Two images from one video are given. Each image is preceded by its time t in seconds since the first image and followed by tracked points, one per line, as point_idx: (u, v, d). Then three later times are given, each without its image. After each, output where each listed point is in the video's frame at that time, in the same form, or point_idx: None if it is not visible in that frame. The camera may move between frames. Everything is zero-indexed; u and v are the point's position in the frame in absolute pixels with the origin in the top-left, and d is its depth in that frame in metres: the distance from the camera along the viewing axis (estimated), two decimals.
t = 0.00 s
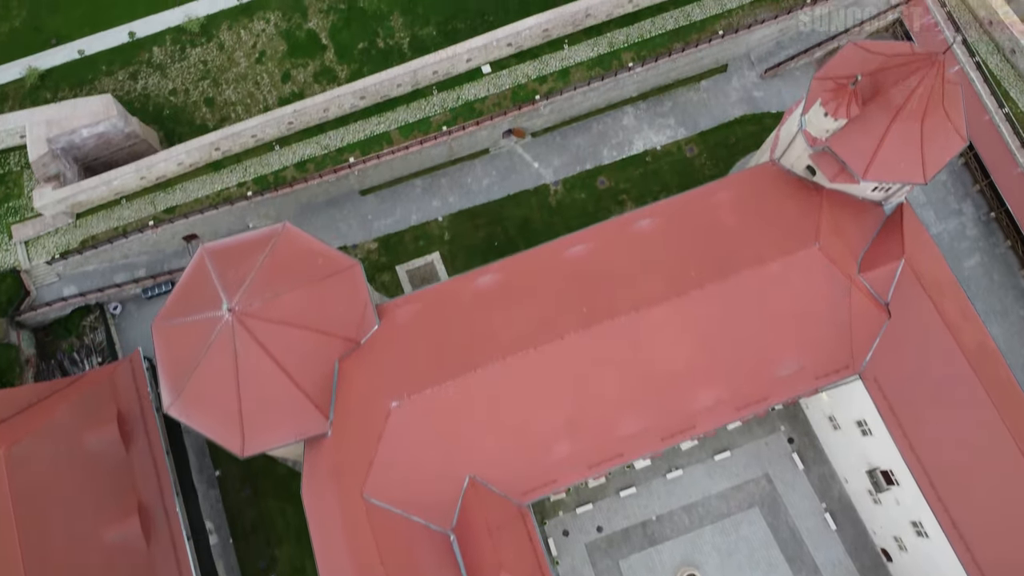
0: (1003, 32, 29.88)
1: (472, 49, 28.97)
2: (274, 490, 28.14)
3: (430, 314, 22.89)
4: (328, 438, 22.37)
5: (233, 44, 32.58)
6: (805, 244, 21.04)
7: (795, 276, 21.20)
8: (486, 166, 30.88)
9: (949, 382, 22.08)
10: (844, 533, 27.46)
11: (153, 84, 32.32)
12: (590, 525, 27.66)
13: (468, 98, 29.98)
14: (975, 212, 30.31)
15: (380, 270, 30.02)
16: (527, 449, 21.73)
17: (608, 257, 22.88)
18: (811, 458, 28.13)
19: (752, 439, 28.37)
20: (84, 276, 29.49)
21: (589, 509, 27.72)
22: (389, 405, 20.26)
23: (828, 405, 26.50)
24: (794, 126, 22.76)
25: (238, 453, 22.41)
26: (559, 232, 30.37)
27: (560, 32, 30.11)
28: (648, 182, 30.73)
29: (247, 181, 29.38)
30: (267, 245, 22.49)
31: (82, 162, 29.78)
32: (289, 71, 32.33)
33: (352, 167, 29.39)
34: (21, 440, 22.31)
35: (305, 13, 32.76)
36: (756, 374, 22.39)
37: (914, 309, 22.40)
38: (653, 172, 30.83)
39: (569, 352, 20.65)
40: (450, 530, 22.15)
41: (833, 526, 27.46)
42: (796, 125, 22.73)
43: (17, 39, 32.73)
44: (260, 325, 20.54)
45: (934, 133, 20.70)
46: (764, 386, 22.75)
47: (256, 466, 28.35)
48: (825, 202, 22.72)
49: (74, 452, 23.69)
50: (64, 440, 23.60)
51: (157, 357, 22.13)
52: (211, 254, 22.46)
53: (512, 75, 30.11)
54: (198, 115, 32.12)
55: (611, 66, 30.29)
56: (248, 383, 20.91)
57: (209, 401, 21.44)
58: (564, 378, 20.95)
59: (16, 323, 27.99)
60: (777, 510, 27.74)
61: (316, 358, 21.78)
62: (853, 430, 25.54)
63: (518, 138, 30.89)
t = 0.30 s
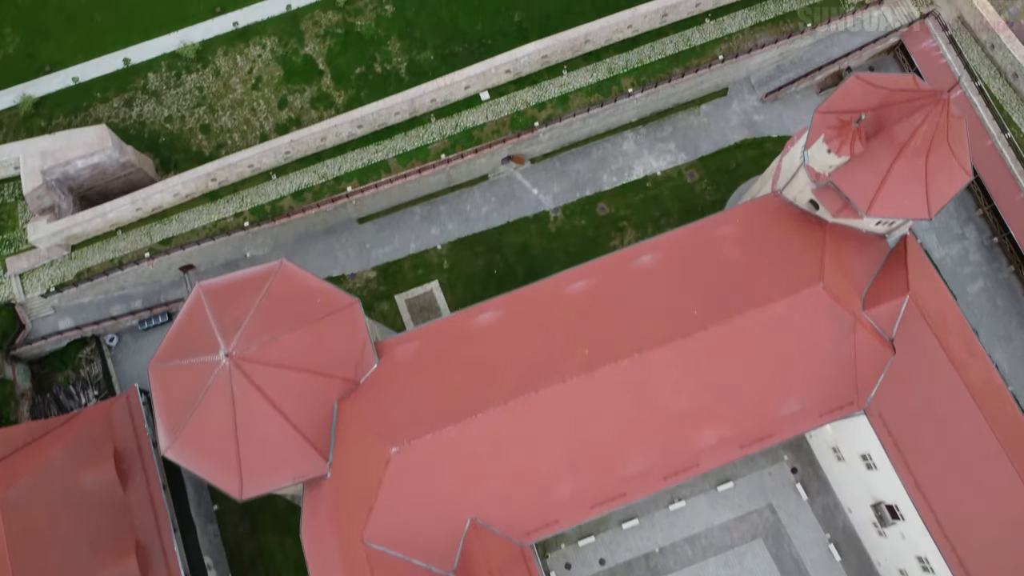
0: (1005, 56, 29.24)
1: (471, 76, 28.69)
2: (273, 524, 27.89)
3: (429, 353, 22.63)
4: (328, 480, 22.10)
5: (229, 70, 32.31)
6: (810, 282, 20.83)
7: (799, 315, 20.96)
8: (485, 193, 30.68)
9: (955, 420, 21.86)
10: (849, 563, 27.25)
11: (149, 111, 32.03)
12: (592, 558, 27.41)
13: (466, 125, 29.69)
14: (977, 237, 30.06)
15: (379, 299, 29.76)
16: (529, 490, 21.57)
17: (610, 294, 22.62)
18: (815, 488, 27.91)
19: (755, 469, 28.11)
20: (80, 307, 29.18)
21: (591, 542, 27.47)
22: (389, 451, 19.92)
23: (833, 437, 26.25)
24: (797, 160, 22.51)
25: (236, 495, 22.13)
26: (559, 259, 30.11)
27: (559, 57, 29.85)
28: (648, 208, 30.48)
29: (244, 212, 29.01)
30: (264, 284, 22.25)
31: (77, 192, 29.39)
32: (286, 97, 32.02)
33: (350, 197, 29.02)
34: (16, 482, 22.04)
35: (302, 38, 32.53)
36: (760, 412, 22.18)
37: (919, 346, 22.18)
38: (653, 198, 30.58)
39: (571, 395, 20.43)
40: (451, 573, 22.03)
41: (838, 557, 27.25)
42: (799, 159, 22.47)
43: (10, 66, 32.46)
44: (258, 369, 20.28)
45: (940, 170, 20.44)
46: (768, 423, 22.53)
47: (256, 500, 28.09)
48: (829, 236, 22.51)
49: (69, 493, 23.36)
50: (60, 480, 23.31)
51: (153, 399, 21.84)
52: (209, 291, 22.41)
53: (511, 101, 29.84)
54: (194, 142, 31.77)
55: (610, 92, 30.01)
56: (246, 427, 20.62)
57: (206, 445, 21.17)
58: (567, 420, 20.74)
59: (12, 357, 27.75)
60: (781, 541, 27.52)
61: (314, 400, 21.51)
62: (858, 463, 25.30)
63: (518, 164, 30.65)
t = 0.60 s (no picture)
0: (1007, 82, 29.05)
1: (470, 104, 28.47)
2: (270, 558, 28.08)
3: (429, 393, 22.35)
4: (327, 523, 21.83)
5: (225, 96, 32.03)
6: (813, 323, 20.69)
7: (801, 356, 20.85)
8: (484, 221, 30.40)
9: (960, 459, 21.67)
10: None
11: (145, 139, 31.75)
12: None
13: (465, 153, 29.51)
14: (980, 262, 29.86)
15: (377, 328, 29.46)
16: (531, 533, 21.34)
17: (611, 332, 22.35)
18: (819, 518, 27.69)
19: (759, 499, 27.86)
20: (76, 340, 28.89)
21: None
22: (389, 497, 19.70)
23: (836, 469, 26.00)
24: (799, 195, 22.13)
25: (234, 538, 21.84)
26: (559, 287, 29.87)
27: (558, 84, 29.76)
28: (648, 235, 30.24)
29: (241, 243, 28.94)
30: (262, 323, 22.03)
31: (73, 223, 29.18)
32: (283, 123, 31.74)
33: (348, 227, 28.78)
34: (11, 525, 22.03)
35: (299, 64, 32.25)
36: (764, 450, 21.98)
37: (924, 383, 21.95)
38: (654, 224, 30.34)
39: (572, 439, 20.22)
40: None
41: None
42: (801, 195, 22.14)
43: (4, 93, 32.15)
44: (256, 414, 20.06)
45: (945, 210, 20.19)
46: (771, 461, 22.31)
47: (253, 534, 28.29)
48: (833, 273, 22.14)
49: (65, 535, 23.11)
50: (56, 522, 23.12)
51: (150, 441, 21.61)
52: (206, 330, 22.11)
53: (510, 128, 29.70)
54: (190, 170, 31.50)
55: (610, 118, 29.86)
56: (244, 473, 20.41)
57: (204, 489, 20.90)
58: (568, 463, 20.55)
59: (7, 392, 27.21)
60: (784, 573, 27.31)
61: (313, 444, 21.28)
62: (862, 496, 25.08)
63: (517, 192, 30.37)
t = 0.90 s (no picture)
0: (1011, 107, 28.89)
1: (469, 132, 28.22)
2: None
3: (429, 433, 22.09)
4: (328, 566, 21.27)
5: (222, 122, 31.76)
6: (817, 365, 20.46)
7: (806, 398, 20.63)
8: (484, 249, 30.14)
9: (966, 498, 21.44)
10: None
11: (140, 166, 31.45)
12: None
13: (464, 181, 29.31)
14: (984, 287, 29.62)
15: (377, 358, 29.20)
16: None
17: (613, 371, 22.07)
18: (823, 549, 27.48)
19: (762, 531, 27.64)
20: (72, 373, 28.72)
21: None
22: (389, 545, 19.47)
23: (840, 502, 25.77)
24: (803, 232, 21.75)
25: None
26: (560, 316, 29.62)
27: (557, 111, 29.58)
28: (649, 262, 29.99)
29: (239, 274, 28.76)
30: (259, 363, 21.84)
31: (68, 253, 28.75)
32: (280, 150, 31.44)
33: (346, 256, 28.56)
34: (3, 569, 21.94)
35: (296, 89, 31.97)
36: (769, 490, 21.73)
37: (929, 422, 21.71)
38: (655, 251, 30.09)
39: (574, 483, 20.02)
40: None
41: None
42: (806, 232, 21.68)
43: None
44: (254, 460, 19.86)
45: (950, 249, 19.97)
46: (776, 501, 22.05)
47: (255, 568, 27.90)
48: (837, 310, 21.92)
49: None
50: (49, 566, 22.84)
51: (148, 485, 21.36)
52: (203, 370, 21.90)
53: (509, 155, 29.50)
54: (187, 198, 31.19)
55: (610, 145, 29.64)
56: (241, 519, 20.21)
57: (201, 534, 20.65)
58: (570, 507, 20.33)
59: (2, 427, 27.04)
60: None
61: (312, 486, 20.91)
62: (866, 531, 24.85)
63: (516, 219, 30.09)
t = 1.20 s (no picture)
0: (1014, 133, 28.58)
1: (468, 161, 27.96)
2: None
3: (429, 475, 21.84)
4: None
5: (219, 149, 31.48)
6: (823, 407, 20.14)
7: (810, 440, 20.36)
8: (483, 277, 29.86)
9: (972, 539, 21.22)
10: None
11: (137, 194, 31.18)
12: None
13: (463, 210, 29.04)
14: (988, 314, 29.37)
15: (376, 389, 28.94)
16: None
17: (615, 411, 21.82)
18: None
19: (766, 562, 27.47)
20: (68, 406, 28.51)
21: None
22: None
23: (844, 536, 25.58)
24: (805, 269, 21.46)
25: None
26: (560, 345, 29.38)
27: (557, 138, 29.33)
28: (651, 290, 29.75)
29: (236, 305, 28.49)
30: (257, 404, 21.52)
31: (64, 284, 28.48)
32: (277, 177, 31.16)
33: (345, 287, 28.26)
34: None
35: (293, 115, 31.70)
36: (773, 531, 21.47)
37: (935, 461, 21.48)
38: (656, 278, 29.84)
39: (577, 529, 19.75)
40: None
41: None
42: (807, 269, 21.43)
43: None
44: (252, 507, 19.56)
45: (956, 289, 19.65)
46: (780, 542, 21.81)
47: None
48: (840, 349, 21.70)
49: None
50: None
51: (144, 530, 21.05)
52: (200, 412, 21.64)
53: (509, 183, 29.23)
54: (184, 226, 30.89)
55: (611, 172, 29.38)
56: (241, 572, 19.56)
57: None
58: (572, 552, 20.08)
59: None
60: None
61: (311, 533, 20.58)
62: (871, 566, 24.65)
63: (516, 246, 29.84)
